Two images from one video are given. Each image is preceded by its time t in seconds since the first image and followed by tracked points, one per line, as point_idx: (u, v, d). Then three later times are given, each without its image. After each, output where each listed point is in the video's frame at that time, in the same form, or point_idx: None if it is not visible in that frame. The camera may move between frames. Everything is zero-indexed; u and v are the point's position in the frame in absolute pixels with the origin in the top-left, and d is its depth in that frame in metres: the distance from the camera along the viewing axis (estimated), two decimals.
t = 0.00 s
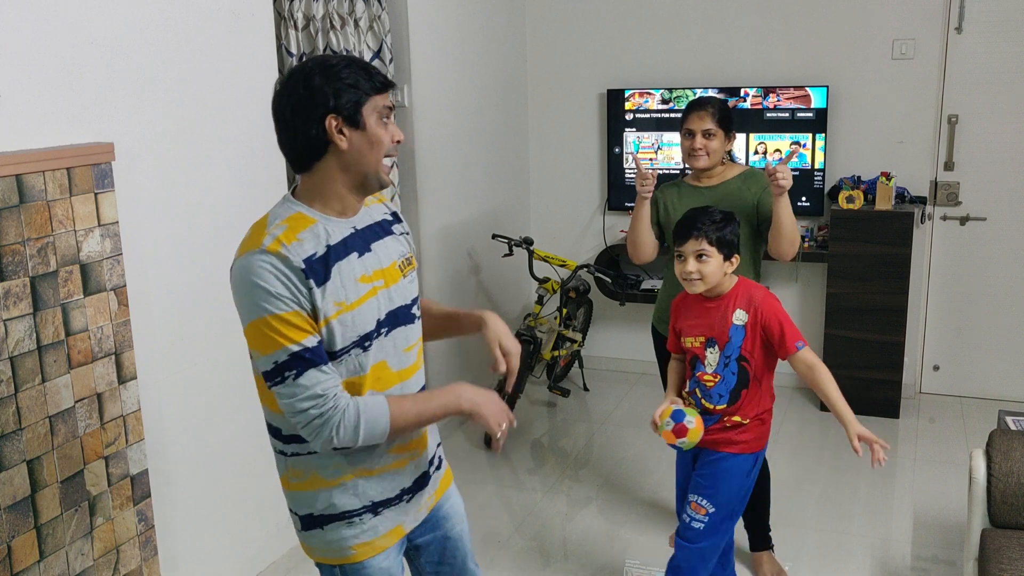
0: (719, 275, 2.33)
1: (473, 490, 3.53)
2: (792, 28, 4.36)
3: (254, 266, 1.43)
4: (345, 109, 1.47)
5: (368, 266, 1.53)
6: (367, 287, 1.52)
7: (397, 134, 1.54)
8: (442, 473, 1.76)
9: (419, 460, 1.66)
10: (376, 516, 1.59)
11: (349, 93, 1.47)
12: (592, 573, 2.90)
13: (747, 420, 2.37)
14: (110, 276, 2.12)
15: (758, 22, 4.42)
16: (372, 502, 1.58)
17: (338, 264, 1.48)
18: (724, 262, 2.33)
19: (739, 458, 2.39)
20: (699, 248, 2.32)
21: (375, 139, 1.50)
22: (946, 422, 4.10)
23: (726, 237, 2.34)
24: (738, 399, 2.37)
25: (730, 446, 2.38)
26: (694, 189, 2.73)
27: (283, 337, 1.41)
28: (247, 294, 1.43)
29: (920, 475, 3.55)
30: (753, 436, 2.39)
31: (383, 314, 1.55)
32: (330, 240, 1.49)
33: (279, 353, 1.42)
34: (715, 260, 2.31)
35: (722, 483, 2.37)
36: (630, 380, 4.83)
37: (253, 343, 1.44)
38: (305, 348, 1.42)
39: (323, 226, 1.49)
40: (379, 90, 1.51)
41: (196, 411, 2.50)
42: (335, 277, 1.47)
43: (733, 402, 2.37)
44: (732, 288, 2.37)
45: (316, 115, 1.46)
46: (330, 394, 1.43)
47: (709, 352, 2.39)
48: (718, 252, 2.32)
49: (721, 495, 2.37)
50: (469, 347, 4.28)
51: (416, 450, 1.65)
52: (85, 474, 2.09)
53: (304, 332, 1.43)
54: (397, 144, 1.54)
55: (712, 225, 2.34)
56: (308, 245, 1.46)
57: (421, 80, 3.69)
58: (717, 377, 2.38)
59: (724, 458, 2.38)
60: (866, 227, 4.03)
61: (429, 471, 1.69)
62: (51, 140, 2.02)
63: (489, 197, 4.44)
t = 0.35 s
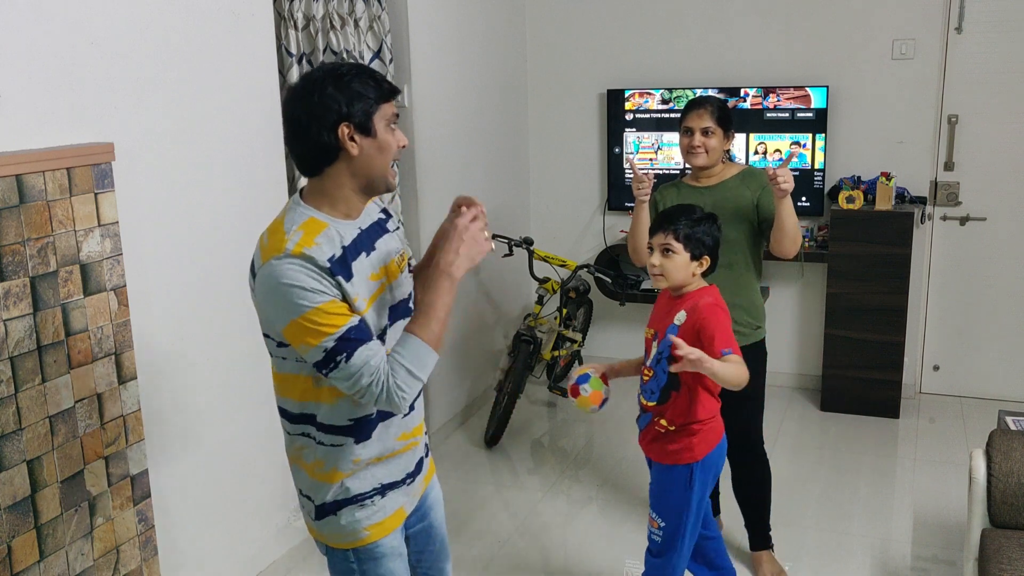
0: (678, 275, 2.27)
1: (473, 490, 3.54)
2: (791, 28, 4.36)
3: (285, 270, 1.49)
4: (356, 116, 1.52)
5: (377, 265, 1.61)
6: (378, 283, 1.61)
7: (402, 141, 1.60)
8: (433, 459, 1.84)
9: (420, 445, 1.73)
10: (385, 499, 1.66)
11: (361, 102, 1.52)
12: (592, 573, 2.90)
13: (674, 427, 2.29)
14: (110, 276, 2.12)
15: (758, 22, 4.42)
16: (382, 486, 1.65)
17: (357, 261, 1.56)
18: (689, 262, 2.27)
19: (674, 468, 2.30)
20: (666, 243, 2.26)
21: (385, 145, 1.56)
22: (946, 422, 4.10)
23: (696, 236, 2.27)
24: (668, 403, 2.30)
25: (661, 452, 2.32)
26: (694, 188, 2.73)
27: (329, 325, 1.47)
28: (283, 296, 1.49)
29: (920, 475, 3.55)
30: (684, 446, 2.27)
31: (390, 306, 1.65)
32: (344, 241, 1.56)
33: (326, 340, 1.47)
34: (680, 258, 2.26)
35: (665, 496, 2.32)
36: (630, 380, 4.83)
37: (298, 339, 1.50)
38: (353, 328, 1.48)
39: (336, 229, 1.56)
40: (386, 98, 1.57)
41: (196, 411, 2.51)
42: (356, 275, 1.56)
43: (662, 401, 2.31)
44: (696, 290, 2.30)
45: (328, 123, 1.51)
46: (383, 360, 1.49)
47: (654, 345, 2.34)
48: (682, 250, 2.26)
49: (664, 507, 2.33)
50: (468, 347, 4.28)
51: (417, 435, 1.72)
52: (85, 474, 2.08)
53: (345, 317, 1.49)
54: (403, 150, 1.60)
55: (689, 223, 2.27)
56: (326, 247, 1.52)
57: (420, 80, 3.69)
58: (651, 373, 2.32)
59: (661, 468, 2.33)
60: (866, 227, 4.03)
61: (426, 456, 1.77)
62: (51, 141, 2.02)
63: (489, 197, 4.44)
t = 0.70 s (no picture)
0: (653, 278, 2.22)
1: (473, 490, 3.54)
2: (792, 28, 4.36)
3: (295, 258, 1.61)
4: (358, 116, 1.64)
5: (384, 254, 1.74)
6: (387, 269, 1.74)
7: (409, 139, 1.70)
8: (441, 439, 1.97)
9: (426, 425, 1.86)
10: (391, 470, 1.80)
11: (362, 104, 1.64)
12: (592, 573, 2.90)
13: (643, 430, 2.24)
14: (111, 277, 2.13)
15: (758, 22, 4.42)
16: (387, 459, 1.79)
17: (363, 250, 1.69)
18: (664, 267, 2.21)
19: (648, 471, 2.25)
20: (643, 245, 2.21)
21: (389, 140, 1.66)
22: (946, 423, 4.10)
23: (676, 241, 2.20)
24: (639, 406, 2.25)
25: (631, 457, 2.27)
26: (703, 186, 2.72)
27: (334, 305, 1.60)
28: (294, 282, 1.61)
29: (920, 475, 3.55)
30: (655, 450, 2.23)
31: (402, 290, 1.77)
32: (353, 232, 1.68)
33: (336, 321, 1.60)
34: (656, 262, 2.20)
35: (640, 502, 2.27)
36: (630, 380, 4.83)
37: (310, 321, 1.63)
38: (358, 308, 1.61)
39: (346, 221, 1.68)
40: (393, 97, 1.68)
41: (196, 411, 2.51)
42: (362, 263, 1.69)
43: (632, 403, 2.26)
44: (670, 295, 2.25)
45: (333, 124, 1.63)
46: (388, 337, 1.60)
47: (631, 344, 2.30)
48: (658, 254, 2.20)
49: (635, 515, 2.27)
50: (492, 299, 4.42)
51: (424, 415, 1.85)
52: (85, 474, 2.08)
53: (353, 298, 1.61)
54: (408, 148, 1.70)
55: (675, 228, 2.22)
56: (334, 237, 1.65)
57: (420, 80, 3.69)
58: (626, 374, 2.29)
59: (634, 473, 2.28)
60: (866, 227, 4.03)
61: (433, 436, 1.90)
62: (51, 141, 2.02)
63: (489, 197, 4.45)
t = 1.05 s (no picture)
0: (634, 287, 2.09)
1: (473, 490, 3.54)
2: (792, 28, 4.36)
3: (303, 230, 1.70)
4: (340, 114, 1.81)
5: (391, 242, 1.82)
6: (391, 258, 1.81)
7: (389, 121, 1.79)
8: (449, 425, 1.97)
9: (428, 409, 1.86)
10: (388, 452, 1.81)
11: (339, 101, 1.81)
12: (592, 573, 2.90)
13: (660, 439, 2.09)
14: (110, 276, 2.13)
15: (758, 22, 4.42)
16: (385, 440, 1.81)
17: (370, 235, 1.77)
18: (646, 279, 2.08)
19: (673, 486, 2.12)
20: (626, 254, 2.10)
21: (365, 127, 1.78)
22: (946, 423, 4.10)
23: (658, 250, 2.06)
24: (648, 420, 2.10)
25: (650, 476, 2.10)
26: (752, 187, 2.67)
27: (335, 279, 1.68)
28: (300, 253, 1.70)
29: (920, 475, 3.55)
30: (677, 462, 2.10)
31: (404, 281, 1.85)
32: (362, 217, 1.77)
33: (335, 293, 1.68)
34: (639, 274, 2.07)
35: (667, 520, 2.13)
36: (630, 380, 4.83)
37: (312, 291, 1.71)
38: (357, 284, 1.68)
39: (355, 205, 1.78)
40: (364, 87, 1.80)
41: (196, 411, 2.50)
42: (367, 245, 1.76)
43: (637, 417, 2.11)
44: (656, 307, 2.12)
45: (324, 129, 1.87)
46: (383, 313, 1.67)
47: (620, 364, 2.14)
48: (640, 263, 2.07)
49: (661, 534, 2.13)
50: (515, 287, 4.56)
51: (425, 399, 1.85)
52: (85, 474, 2.08)
53: (353, 274, 1.69)
54: (391, 128, 1.79)
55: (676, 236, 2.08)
56: (344, 219, 1.74)
57: (420, 80, 3.69)
58: (622, 388, 2.13)
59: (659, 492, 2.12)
60: (866, 227, 4.03)
61: (436, 421, 1.90)
62: (51, 141, 2.02)
63: (489, 197, 4.44)
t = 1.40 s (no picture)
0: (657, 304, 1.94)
1: (473, 490, 3.54)
2: (792, 28, 4.36)
3: (307, 222, 1.71)
4: (343, 114, 1.82)
5: (396, 239, 1.82)
6: (394, 255, 1.81)
7: (393, 121, 1.79)
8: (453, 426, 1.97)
9: (434, 408, 1.86)
10: (395, 451, 1.81)
11: (344, 101, 1.81)
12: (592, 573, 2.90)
13: (665, 462, 1.95)
14: (110, 277, 2.13)
15: (758, 22, 4.42)
16: (392, 438, 1.80)
17: (374, 231, 1.78)
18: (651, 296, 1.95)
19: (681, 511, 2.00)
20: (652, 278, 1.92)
21: (368, 126, 1.79)
22: (946, 423, 4.10)
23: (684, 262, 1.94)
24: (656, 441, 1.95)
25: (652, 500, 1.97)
26: (809, 195, 2.59)
27: (338, 271, 1.69)
28: (304, 245, 1.71)
29: (921, 475, 3.55)
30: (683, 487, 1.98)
31: (408, 280, 1.84)
32: (366, 214, 1.77)
33: (338, 285, 1.69)
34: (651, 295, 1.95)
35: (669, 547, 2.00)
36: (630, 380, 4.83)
37: (316, 284, 1.72)
38: (359, 277, 1.69)
39: (360, 203, 1.78)
40: (367, 87, 1.80)
41: (196, 412, 2.50)
42: (371, 241, 1.76)
43: (644, 437, 1.96)
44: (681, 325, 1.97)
45: (330, 129, 1.87)
46: (383, 305, 1.67)
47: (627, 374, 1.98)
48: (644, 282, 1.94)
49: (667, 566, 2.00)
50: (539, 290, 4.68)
51: (430, 398, 1.85)
52: (85, 474, 2.08)
53: (356, 266, 1.69)
54: (395, 128, 1.79)
55: (665, 247, 1.92)
56: (348, 214, 1.74)
57: (419, 80, 3.68)
58: (628, 405, 1.97)
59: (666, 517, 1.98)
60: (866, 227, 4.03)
61: (442, 421, 1.90)
62: (51, 142, 2.02)
63: (489, 197, 4.44)
